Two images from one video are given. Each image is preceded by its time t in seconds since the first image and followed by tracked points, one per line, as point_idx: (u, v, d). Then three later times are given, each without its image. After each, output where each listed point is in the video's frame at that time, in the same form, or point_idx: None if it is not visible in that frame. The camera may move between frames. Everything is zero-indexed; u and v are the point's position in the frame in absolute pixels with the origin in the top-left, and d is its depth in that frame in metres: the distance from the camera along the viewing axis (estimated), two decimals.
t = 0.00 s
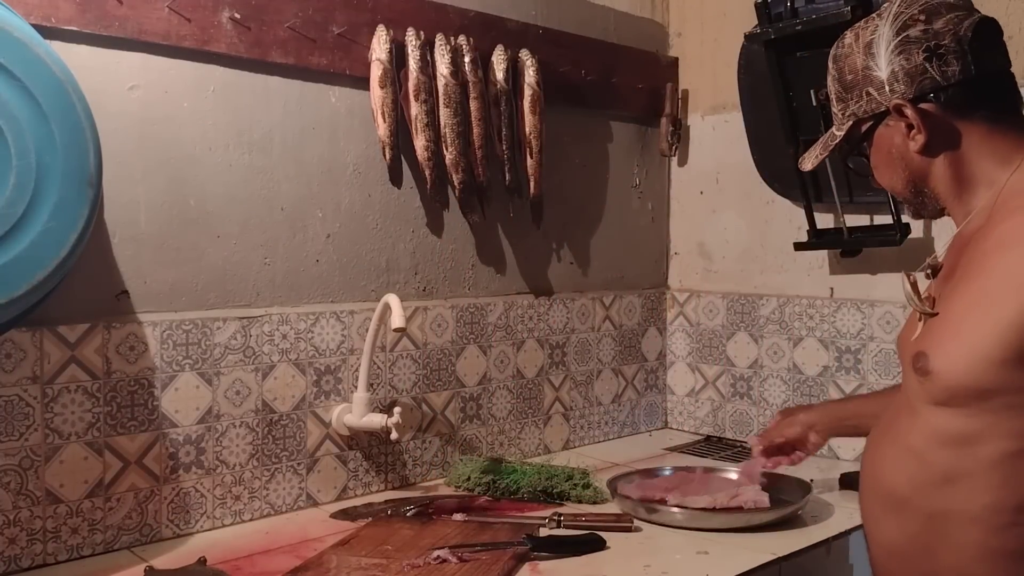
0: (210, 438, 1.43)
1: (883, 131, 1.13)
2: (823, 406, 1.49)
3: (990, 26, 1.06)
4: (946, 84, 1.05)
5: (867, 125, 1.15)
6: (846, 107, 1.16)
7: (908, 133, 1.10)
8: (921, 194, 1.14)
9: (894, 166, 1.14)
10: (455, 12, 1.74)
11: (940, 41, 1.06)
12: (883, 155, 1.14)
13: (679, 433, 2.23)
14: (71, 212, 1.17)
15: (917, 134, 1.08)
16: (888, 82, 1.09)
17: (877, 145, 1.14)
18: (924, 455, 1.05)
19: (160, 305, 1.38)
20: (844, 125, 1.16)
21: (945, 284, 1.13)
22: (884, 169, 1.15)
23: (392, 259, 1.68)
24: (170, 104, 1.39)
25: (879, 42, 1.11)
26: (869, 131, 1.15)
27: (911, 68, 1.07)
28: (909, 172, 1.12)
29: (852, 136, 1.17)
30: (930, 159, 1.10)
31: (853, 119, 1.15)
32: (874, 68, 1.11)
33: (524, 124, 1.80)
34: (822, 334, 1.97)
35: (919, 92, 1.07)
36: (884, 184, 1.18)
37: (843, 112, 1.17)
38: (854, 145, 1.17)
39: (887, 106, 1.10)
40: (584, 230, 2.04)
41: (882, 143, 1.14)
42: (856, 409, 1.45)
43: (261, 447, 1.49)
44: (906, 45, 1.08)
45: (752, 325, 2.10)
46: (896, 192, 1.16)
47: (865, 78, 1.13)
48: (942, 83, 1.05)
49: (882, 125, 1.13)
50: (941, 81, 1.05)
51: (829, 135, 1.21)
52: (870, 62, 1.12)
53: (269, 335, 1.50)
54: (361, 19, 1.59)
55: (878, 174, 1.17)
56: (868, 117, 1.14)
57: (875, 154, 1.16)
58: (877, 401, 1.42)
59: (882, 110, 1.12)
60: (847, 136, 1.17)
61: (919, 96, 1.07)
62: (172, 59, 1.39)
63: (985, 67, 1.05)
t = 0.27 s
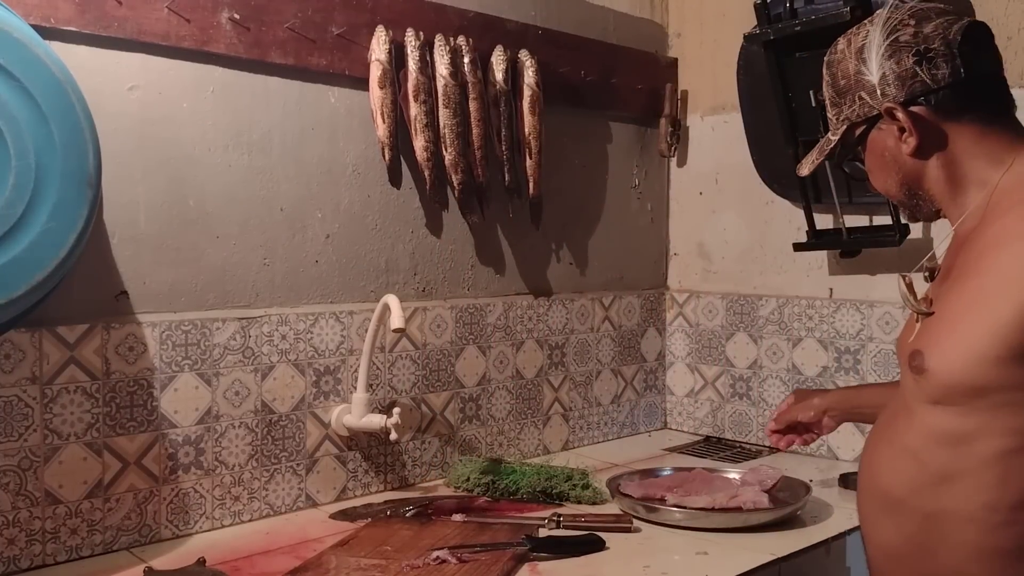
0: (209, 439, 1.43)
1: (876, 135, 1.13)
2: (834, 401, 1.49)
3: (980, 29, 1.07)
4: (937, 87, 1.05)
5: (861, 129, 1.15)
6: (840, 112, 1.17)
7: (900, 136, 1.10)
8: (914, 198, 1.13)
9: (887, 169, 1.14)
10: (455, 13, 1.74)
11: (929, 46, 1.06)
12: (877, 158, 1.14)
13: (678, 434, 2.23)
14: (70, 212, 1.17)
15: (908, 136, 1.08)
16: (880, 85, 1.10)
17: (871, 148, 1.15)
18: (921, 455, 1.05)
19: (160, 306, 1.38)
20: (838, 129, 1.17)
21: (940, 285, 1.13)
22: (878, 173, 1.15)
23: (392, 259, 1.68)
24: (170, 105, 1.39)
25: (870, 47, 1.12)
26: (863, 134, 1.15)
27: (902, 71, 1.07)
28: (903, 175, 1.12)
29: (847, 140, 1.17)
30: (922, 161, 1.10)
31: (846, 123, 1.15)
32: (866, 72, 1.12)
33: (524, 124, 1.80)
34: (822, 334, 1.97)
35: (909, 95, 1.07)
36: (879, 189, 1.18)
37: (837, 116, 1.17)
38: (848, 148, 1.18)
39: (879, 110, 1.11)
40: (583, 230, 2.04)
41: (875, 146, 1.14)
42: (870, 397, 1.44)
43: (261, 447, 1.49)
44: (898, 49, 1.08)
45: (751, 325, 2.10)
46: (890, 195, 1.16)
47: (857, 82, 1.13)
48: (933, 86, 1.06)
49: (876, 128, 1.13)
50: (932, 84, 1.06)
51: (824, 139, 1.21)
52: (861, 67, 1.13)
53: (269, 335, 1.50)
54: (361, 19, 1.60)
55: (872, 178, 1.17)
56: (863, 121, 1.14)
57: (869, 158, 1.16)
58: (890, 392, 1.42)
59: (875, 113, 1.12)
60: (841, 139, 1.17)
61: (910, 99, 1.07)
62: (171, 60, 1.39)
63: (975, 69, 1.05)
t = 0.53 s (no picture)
0: (209, 439, 1.43)
1: (893, 124, 1.13)
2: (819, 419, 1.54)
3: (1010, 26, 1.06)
4: (962, 82, 1.05)
5: (878, 116, 1.15)
6: (858, 97, 1.16)
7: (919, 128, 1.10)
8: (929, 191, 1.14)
9: (901, 160, 1.14)
10: (455, 13, 1.74)
11: (957, 37, 1.06)
12: (892, 147, 1.14)
13: (678, 434, 2.23)
14: (70, 212, 1.17)
15: (927, 128, 1.09)
16: (904, 74, 1.09)
17: (886, 137, 1.15)
18: (931, 457, 1.05)
19: (159, 306, 1.38)
20: (855, 115, 1.16)
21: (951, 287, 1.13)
22: (891, 162, 1.16)
23: (391, 259, 1.68)
24: (170, 105, 1.39)
25: (897, 33, 1.10)
26: (880, 122, 1.15)
27: (928, 62, 1.07)
28: (917, 167, 1.13)
29: (862, 126, 1.17)
30: (939, 155, 1.10)
31: (864, 110, 1.15)
32: (891, 59, 1.11)
33: (523, 124, 1.80)
34: (821, 334, 1.97)
35: (932, 87, 1.07)
36: (889, 177, 1.19)
37: (854, 101, 1.17)
38: (862, 135, 1.18)
39: (900, 99, 1.10)
40: (583, 231, 2.05)
41: (891, 136, 1.14)
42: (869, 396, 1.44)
43: (261, 447, 1.49)
44: (924, 39, 1.07)
45: (751, 326, 2.10)
46: (902, 186, 1.16)
47: (880, 68, 1.12)
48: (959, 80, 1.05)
49: (894, 117, 1.13)
50: (956, 78, 1.05)
51: (839, 123, 1.21)
52: (886, 53, 1.11)
53: (269, 335, 1.50)
54: (361, 20, 1.60)
55: (883, 166, 1.18)
56: (880, 109, 1.14)
57: (883, 146, 1.16)
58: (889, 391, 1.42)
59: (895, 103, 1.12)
60: (857, 125, 1.17)
61: (933, 92, 1.07)
62: (171, 60, 1.39)
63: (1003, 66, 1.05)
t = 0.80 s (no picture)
0: (209, 439, 1.43)
1: (899, 120, 1.12)
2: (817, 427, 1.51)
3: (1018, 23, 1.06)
4: (972, 79, 1.04)
5: (882, 112, 1.13)
6: (861, 92, 1.15)
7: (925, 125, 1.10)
8: (931, 191, 1.14)
9: (904, 157, 1.13)
10: (454, 13, 1.74)
11: (967, 33, 1.05)
12: (896, 144, 1.13)
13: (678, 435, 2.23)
14: (70, 212, 1.17)
15: (933, 126, 1.08)
16: (910, 70, 1.08)
17: (889, 133, 1.14)
18: (940, 463, 1.05)
19: (159, 306, 1.38)
20: (857, 110, 1.15)
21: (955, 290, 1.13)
22: (894, 159, 1.15)
23: (391, 259, 1.68)
24: (170, 105, 1.39)
25: (905, 27, 1.09)
26: (883, 117, 1.14)
27: (937, 57, 1.06)
28: (921, 165, 1.12)
29: (864, 122, 1.16)
30: (945, 154, 1.10)
31: (868, 105, 1.14)
32: (899, 53, 1.09)
33: (524, 124, 1.80)
34: (821, 334, 1.97)
35: (940, 85, 1.06)
36: (890, 174, 1.18)
37: (856, 95, 1.15)
38: (864, 131, 1.16)
39: (906, 95, 1.09)
40: (583, 231, 2.05)
41: (894, 131, 1.13)
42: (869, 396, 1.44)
43: (261, 447, 1.49)
44: (933, 34, 1.06)
45: (751, 325, 2.10)
46: (904, 183, 1.16)
47: (886, 63, 1.11)
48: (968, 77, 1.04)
49: (898, 114, 1.12)
50: (966, 75, 1.04)
51: (839, 118, 1.20)
52: (894, 46, 1.10)
53: (269, 336, 1.50)
54: (361, 20, 1.60)
55: (885, 163, 1.17)
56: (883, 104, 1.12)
57: (886, 143, 1.15)
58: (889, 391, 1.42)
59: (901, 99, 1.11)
60: (859, 120, 1.16)
61: (941, 89, 1.06)
62: (171, 60, 1.39)
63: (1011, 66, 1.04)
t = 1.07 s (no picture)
0: (209, 439, 1.43)
1: (875, 124, 1.11)
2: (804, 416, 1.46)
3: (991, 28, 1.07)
4: (951, 81, 1.04)
5: (858, 115, 1.12)
6: (835, 95, 1.13)
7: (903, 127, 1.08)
8: (909, 198, 1.13)
9: (880, 162, 1.11)
10: (454, 13, 1.74)
11: (946, 35, 1.05)
12: (872, 148, 1.12)
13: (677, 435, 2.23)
14: (70, 212, 1.17)
15: (914, 129, 1.07)
16: (892, 72, 1.06)
17: (864, 137, 1.12)
18: (921, 472, 1.05)
19: (159, 306, 1.38)
20: (832, 113, 1.13)
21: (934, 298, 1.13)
22: (868, 164, 1.13)
23: (391, 260, 1.68)
24: (170, 105, 1.39)
25: (884, 30, 1.08)
26: (859, 121, 1.12)
27: (918, 59, 1.05)
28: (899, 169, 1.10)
29: (838, 125, 1.14)
30: (925, 158, 1.09)
31: (844, 108, 1.12)
32: (877, 55, 1.08)
33: (524, 125, 1.80)
34: (821, 334, 1.97)
35: (921, 86, 1.05)
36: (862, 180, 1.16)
37: (831, 99, 1.14)
38: (838, 134, 1.15)
39: (886, 98, 1.08)
40: (583, 231, 2.05)
41: (868, 135, 1.12)
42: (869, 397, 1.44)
43: (261, 447, 1.49)
44: (912, 37, 1.06)
45: (751, 325, 2.10)
46: (879, 189, 1.14)
47: (864, 66, 1.09)
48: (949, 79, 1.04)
49: (874, 117, 1.11)
50: (946, 77, 1.04)
51: (810, 121, 1.18)
52: (872, 49, 1.09)
53: (269, 335, 1.50)
54: (361, 20, 1.60)
55: (858, 168, 1.15)
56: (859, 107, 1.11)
57: (860, 146, 1.13)
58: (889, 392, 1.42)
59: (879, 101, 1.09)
60: (835, 123, 1.14)
61: (922, 92, 1.05)
62: (171, 60, 1.39)
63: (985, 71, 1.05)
